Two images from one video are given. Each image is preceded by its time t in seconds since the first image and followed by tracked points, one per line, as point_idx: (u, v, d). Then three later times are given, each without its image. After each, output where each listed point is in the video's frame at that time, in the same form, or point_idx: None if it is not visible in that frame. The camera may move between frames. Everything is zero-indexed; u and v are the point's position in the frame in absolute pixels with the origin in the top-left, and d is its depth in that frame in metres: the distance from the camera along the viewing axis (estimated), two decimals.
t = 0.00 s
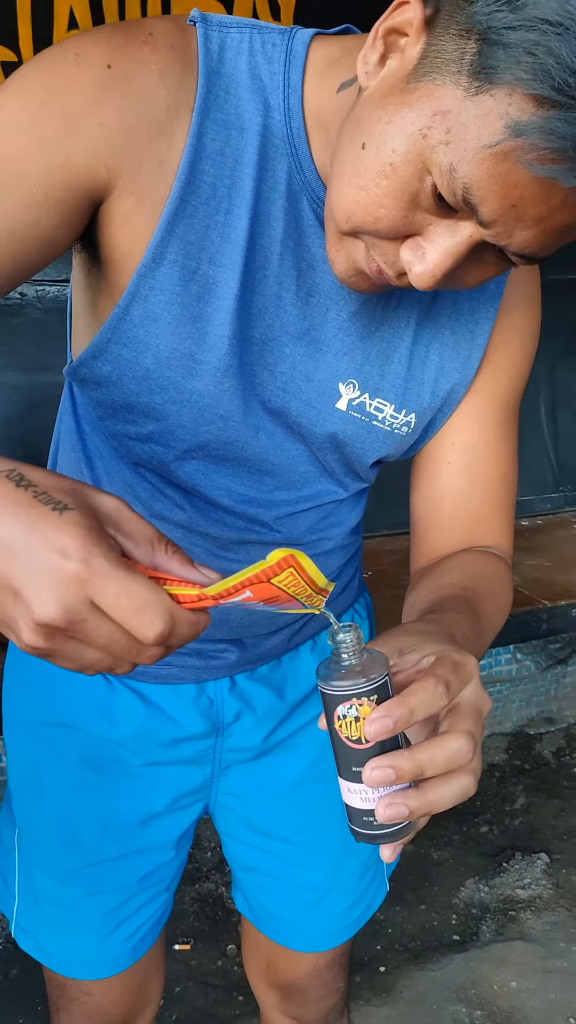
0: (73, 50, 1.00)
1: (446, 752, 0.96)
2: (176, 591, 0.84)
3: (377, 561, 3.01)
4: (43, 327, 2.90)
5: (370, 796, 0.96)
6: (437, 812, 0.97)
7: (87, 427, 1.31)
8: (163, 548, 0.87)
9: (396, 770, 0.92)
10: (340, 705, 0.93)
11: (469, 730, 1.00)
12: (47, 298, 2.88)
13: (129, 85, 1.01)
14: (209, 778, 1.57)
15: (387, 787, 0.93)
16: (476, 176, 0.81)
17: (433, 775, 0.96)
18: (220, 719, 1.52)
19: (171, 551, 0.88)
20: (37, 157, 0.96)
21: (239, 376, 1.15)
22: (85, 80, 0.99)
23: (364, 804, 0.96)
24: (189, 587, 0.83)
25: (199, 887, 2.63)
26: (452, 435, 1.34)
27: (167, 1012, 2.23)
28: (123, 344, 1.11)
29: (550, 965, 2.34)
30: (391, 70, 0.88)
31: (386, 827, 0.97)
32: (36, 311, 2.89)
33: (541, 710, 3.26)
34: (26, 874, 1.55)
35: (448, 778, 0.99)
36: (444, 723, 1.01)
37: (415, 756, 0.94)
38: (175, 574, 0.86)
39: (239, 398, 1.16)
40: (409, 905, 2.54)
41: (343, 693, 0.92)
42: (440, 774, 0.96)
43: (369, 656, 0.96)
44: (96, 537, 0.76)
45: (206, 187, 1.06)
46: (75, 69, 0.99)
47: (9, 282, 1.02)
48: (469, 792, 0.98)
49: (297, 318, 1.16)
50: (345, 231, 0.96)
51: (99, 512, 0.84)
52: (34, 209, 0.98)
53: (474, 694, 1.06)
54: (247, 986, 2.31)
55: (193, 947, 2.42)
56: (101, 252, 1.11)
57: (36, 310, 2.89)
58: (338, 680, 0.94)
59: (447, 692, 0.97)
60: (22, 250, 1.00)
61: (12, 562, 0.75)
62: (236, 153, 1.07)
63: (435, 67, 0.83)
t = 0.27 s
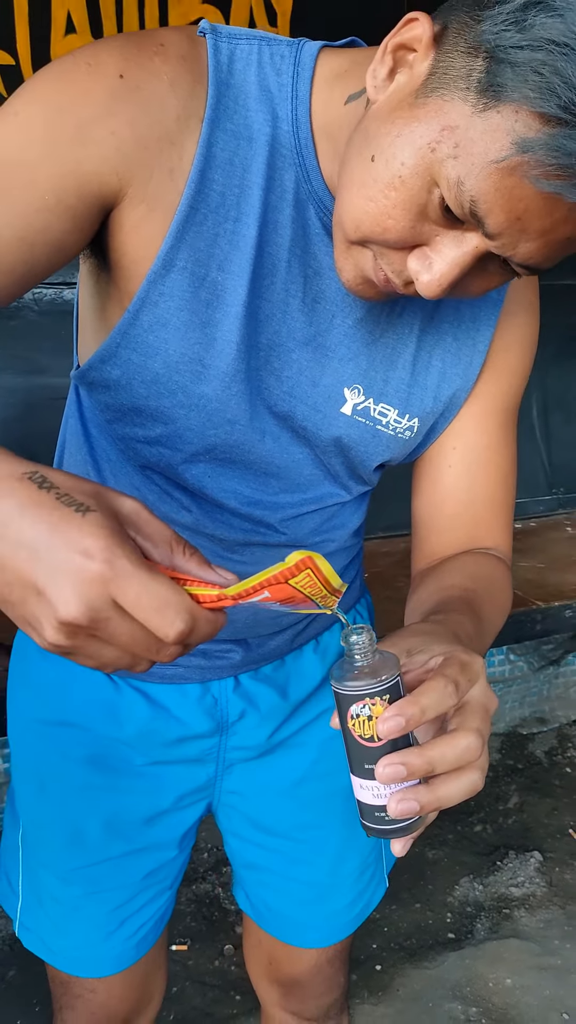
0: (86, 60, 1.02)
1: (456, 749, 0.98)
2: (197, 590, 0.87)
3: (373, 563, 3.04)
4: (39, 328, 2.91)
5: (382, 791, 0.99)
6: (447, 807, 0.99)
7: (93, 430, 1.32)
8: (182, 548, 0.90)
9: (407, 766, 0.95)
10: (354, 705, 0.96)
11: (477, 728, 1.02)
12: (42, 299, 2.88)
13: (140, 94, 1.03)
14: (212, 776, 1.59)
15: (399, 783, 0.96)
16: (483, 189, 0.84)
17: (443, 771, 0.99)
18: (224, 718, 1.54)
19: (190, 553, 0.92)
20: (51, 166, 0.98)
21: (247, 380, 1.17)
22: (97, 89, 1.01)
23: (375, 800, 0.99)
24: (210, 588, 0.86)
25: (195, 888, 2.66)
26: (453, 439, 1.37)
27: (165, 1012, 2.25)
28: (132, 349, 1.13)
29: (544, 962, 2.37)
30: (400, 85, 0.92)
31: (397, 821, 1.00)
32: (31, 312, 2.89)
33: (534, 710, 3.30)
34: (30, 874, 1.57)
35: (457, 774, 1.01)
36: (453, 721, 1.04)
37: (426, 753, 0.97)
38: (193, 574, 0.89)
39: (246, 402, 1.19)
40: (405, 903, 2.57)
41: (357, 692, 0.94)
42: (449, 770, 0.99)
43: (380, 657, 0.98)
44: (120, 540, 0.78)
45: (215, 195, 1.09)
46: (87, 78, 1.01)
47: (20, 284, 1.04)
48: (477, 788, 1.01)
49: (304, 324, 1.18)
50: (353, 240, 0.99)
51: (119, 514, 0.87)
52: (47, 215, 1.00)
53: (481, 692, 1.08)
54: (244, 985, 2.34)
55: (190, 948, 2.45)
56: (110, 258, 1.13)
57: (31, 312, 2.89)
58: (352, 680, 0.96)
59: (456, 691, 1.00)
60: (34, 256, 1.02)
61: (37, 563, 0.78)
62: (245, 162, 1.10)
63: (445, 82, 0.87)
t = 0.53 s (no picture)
0: (93, 64, 1.03)
1: (465, 750, 0.99)
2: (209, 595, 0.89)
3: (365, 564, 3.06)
4: (30, 329, 2.91)
5: (392, 793, 0.99)
6: (456, 808, 1.00)
7: (93, 432, 1.32)
8: (192, 554, 0.91)
9: (418, 767, 0.96)
10: (364, 707, 0.96)
11: (484, 731, 1.03)
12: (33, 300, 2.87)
13: (147, 99, 1.04)
14: (211, 777, 1.60)
15: (409, 785, 0.97)
16: (490, 200, 0.86)
17: (451, 772, 1.00)
18: (224, 719, 1.55)
19: (200, 559, 0.93)
20: (59, 172, 0.99)
21: (250, 383, 1.18)
22: (105, 93, 1.01)
23: (385, 802, 0.99)
24: (221, 594, 0.88)
25: (187, 887, 2.68)
26: (452, 442, 1.39)
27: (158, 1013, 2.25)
28: (136, 352, 1.14)
29: (535, 960, 2.39)
30: (407, 96, 0.94)
31: (406, 823, 1.00)
32: (22, 313, 2.88)
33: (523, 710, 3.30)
34: (29, 875, 1.56)
35: (465, 776, 1.03)
36: (461, 723, 1.06)
37: (435, 755, 0.97)
38: (204, 580, 0.91)
39: (249, 406, 1.20)
40: (396, 903, 2.59)
41: (369, 694, 0.95)
42: (458, 771, 1.00)
43: (389, 660, 0.99)
44: (133, 549, 0.80)
45: (221, 200, 1.10)
46: (95, 83, 1.02)
47: (25, 285, 1.04)
48: (484, 789, 1.02)
49: (306, 329, 1.20)
50: (358, 246, 1.00)
51: (130, 519, 0.88)
52: (53, 219, 1.00)
53: (488, 694, 1.10)
54: (237, 985, 2.35)
55: (182, 948, 2.46)
56: (115, 261, 1.14)
57: (23, 313, 2.89)
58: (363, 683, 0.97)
59: (465, 693, 1.01)
60: (40, 260, 1.02)
61: (50, 569, 0.79)
62: (250, 168, 1.11)
63: (453, 93, 0.89)
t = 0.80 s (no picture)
0: (92, 65, 1.03)
1: (467, 756, 1.00)
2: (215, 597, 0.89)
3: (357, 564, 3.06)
4: (21, 328, 2.90)
5: (394, 800, 0.99)
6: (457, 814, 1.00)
7: (88, 432, 1.32)
8: (198, 557, 0.90)
9: (420, 774, 0.96)
10: (366, 715, 0.96)
11: (485, 736, 1.04)
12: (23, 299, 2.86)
13: (146, 100, 1.04)
14: (205, 777, 1.60)
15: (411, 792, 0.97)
16: (489, 205, 0.87)
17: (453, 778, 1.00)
18: (219, 720, 1.55)
19: (204, 562, 0.91)
20: (58, 172, 0.99)
21: (248, 384, 1.18)
22: (104, 93, 1.01)
23: (387, 808, 0.99)
24: (228, 597, 0.88)
25: (178, 888, 2.68)
26: (447, 444, 1.39)
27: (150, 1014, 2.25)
28: (134, 352, 1.14)
29: (526, 960, 2.40)
30: (407, 100, 0.94)
31: (409, 830, 1.00)
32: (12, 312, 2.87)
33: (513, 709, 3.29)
34: (23, 876, 1.56)
35: (466, 781, 1.03)
36: (462, 729, 1.06)
37: (437, 761, 0.98)
38: (209, 582, 0.90)
39: (246, 406, 1.20)
40: (387, 904, 2.60)
41: (371, 702, 0.95)
42: (460, 778, 1.00)
43: (390, 667, 0.99)
44: (141, 550, 0.79)
45: (219, 201, 1.10)
46: (94, 84, 1.02)
47: (24, 286, 1.04)
48: (485, 794, 1.02)
49: (304, 330, 1.20)
50: (356, 250, 1.01)
51: (135, 521, 0.87)
52: (52, 219, 1.00)
53: (489, 699, 1.10)
54: (228, 986, 2.35)
55: (173, 949, 2.46)
56: (112, 262, 1.13)
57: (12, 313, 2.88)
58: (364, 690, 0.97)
59: (466, 699, 1.01)
60: (39, 260, 1.02)
61: (56, 571, 0.79)
62: (248, 168, 1.11)
63: (452, 99, 0.90)
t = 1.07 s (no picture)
0: (90, 62, 1.02)
1: (465, 754, 1.00)
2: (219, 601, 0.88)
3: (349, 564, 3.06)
4: (12, 327, 2.89)
5: (392, 798, 0.98)
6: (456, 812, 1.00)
7: (83, 432, 1.31)
8: (200, 558, 0.89)
9: (418, 772, 0.96)
10: (364, 712, 0.96)
11: (484, 734, 1.04)
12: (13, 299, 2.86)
13: (144, 98, 1.03)
14: (200, 777, 1.59)
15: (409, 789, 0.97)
16: (489, 206, 0.87)
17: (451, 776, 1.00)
18: (214, 720, 1.54)
19: (206, 563, 0.90)
20: (57, 170, 0.98)
21: (245, 384, 1.18)
22: (102, 91, 1.01)
23: (386, 806, 0.98)
24: (230, 599, 0.88)
25: (170, 888, 2.67)
26: (443, 444, 1.39)
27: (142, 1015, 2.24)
28: (130, 351, 1.14)
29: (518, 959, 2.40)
30: (406, 100, 0.94)
31: (408, 828, 1.00)
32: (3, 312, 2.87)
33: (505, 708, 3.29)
34: (16, 877, 1.55)
35: (464, 779, 1.03)
36: (460, 727, 1.06)
37: (436, 759, 0.97)
38: (212, 586, 0.89)
39: (243, 406, 1.20)
40: (379, 903, 2.60)
41: (368, 698, 0.95)
42: (458, 775, 1.00)
43: (389, 664, 0.98)
44: (143, 552, 0.78)
45: (217, 200, 1.10)
46: (92, 81, 1.01)
47: (21, 285, 1.03)
48: (483, 792, 1.02)
49: (302, 330, 1.20)
50: (355, 250, 1.01)
51: (136, 522, 0.87)
52: (50, 217, 0.99)
53: (487, 697, 1.10)
54: (220, 986, 2.34)
55: (165, 950, 2.45)
56: (109, 260, 1.13)
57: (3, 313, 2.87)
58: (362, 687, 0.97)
59: (464, 697, 1.01)
60: (37, 258, 1.01)
61: (58, 573, 0.78)
62: (246, 167, 1.11)
63: (452, 99, 0.90)
